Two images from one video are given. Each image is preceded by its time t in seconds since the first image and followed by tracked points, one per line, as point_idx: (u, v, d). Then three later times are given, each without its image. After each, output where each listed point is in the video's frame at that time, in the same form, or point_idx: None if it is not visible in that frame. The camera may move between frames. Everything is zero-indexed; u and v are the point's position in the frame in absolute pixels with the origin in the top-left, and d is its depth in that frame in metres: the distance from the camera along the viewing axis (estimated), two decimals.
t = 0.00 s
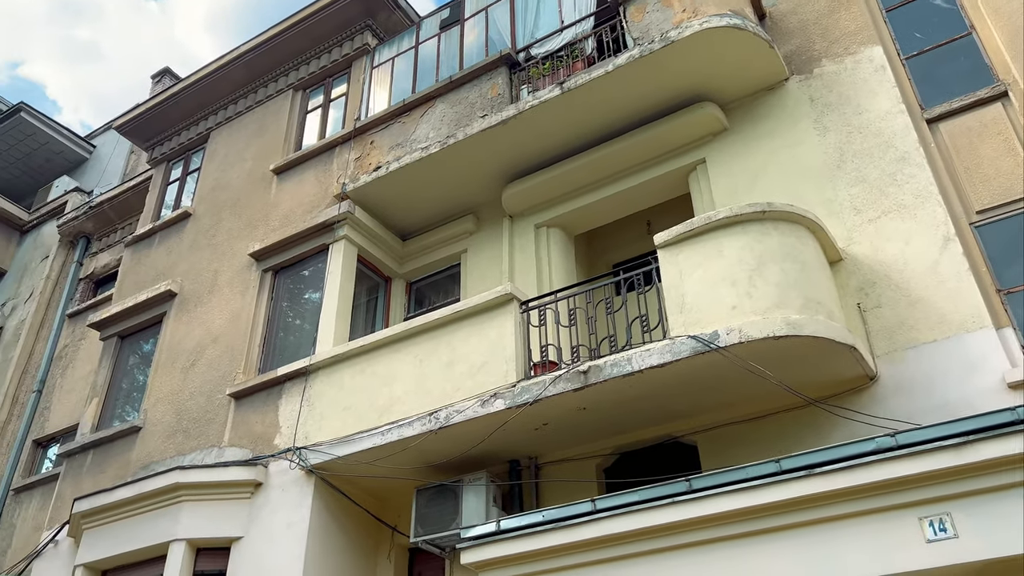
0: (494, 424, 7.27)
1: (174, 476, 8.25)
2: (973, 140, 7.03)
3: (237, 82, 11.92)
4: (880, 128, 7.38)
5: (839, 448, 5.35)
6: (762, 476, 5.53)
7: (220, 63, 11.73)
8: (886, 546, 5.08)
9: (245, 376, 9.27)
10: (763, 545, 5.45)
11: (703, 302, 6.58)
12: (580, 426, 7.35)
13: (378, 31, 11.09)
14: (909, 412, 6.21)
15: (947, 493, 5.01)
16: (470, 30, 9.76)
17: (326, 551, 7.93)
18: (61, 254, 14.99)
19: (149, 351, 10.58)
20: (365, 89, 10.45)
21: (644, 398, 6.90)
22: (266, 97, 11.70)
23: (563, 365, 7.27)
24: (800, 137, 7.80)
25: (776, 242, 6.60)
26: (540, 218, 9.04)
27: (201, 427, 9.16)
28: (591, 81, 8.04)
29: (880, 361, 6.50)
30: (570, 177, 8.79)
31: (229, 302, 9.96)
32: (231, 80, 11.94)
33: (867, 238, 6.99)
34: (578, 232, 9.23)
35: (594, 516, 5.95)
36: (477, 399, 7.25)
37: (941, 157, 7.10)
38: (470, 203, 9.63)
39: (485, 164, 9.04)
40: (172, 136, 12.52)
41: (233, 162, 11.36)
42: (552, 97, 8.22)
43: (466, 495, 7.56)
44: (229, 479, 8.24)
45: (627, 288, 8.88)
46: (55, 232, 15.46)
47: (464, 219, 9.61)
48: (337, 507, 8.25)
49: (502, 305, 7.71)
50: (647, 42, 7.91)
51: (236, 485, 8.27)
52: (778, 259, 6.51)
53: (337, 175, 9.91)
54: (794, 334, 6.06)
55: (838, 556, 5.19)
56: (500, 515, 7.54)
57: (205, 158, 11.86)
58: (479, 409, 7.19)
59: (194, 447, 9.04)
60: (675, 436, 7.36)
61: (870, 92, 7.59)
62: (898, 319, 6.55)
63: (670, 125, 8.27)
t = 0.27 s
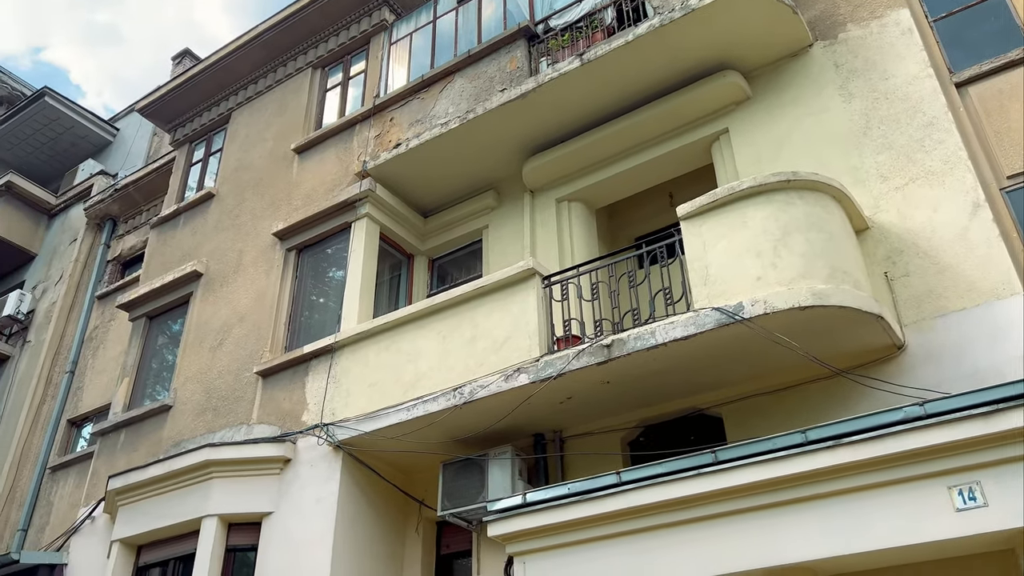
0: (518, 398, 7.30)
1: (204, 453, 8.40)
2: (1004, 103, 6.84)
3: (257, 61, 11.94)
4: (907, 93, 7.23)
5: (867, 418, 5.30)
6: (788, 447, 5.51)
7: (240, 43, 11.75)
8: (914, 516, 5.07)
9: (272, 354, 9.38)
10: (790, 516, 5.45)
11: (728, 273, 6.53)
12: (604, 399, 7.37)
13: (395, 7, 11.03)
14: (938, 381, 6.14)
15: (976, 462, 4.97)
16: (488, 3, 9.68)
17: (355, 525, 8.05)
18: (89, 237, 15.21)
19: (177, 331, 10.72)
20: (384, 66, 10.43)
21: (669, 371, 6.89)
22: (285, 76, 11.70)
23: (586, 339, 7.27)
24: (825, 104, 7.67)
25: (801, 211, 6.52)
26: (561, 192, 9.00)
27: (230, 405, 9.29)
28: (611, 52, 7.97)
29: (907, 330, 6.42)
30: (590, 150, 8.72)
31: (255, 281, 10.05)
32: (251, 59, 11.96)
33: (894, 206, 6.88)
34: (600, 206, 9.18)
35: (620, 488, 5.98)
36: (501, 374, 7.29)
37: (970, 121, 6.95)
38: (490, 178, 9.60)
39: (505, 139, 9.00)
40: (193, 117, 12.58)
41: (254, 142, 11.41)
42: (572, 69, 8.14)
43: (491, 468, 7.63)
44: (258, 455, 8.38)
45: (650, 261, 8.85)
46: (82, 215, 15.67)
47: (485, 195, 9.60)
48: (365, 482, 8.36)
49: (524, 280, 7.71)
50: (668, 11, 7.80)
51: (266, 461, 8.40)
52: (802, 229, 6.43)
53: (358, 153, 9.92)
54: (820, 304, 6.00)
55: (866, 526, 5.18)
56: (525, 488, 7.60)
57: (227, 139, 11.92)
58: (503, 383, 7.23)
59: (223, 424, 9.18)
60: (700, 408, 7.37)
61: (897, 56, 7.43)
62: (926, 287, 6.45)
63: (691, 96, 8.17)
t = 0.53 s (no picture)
0: (536, 373, 7.32)
1: (228, 431, 8.52)
2: None
3: (271, 40, 11.93)
4: (929, 60, 7.10)
5: (887, 390, 5.28)
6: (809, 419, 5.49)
7: (253, 21, 11.74)
8: (935, 486, 5.05)
9: (292, 332, 9.46)
10: (810, 487, 5.46)
11: (747, 246, 6.48)
12: (623, 374, 7.37)
13: None
14: (960, 351, 6.09)
15: (999, 432, 4.94)
16: None
17: (377, 500, 8.14)
18: (109, 218, 15.36)
19: (198, 311, 10.83)
20: (398, 42, 10.39)
21: (688, 345, 6.88)
22: (299, 54, 11.68)
23: (604, 314, 7.26)
24: (845, 73, 7.55)
25: (821, 182, 6.44)
26: (578, 166, 8.94)
27: (251, 382, 9.39)
28: (627, 23, 7.89)
29: (929, 301, 6.35)
30: (606, 124, 8.66)
31: (273, 260, 10.11)
32: (265, 38, 11.95)
33: (916, 175, 6.79)
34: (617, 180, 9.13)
35: (639, 462, 6.00)
36: (519, 349, 7.30)
37: (994, 88, 6.81)
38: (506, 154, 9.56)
39: (520, 113, 8.95)
40: (209, 97, 12.60)
41: (270, 121, 11.42)
42: (587, 42, 8.07)
43: (510, 443, 7.67)
44: (280, 432, 8.47)
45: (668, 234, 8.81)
46: (102, 197, 15.81)
47: (501, 170, 9.56)
48: (386, 457, 8.44)
49: (542, 256, 7.70)
50: None
51: (288, 437, 8.49)
52: (822, 200, 6.36)
53: (373, 130, 9.91)
54: (840, 276, 5.95)
55: (887, 497, 5.18)
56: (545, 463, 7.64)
57: (242, 118, 11.94)
58: (521, 359, 7.25)
59: (245, 402, 9.28)
60: (719, 381, 7.38)
61: (919, 23, 7.29)
62: (948, 257, 6.37)
63: (708, 67, 8.07)
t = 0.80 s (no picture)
0: (554, 347, 7.33)
1: (250, 405, 8.62)
2: None
3: (285, 15, 11.89)
4: (953, 24, 6.95)
5: (909, 360, 5.24)
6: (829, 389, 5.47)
7: None
8: (957, 456, 5.03)
9: (311, 308, 9.51)
10: (831, 458, 5.45)
11: (767, 217, 6.42)
12: (642, 347, 7.37)
13: None
14: (983, 320, 6.03)
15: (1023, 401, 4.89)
16: None
17: (398, 473, 8.23)
18: (127, 196, 15.48)
19: (218, 287, 10.91)
20: (412, 16, 10.34)
21: (707, 317, 6.85)
22: (313, 29, 11.63)
23: (621, 287, 7.23)
24: (867, 39, 7.41)
25: (842, 150, 6.35)
26: (594, 138, 8.87)
27: (272, 358, 9.47)
28: None
29: (951, 270, 6.27)
30: (623, 95, 8.57)
31: (291, 236, 10.15)
32: (279, 13, 11.90)
33: (939, 142, 6.68)
34: (634, 152, 9.06)
35: (658, 434, 6.00)
36: (537, 323, 7.31)
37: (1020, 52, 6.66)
38: (522, 127, 9.50)
39: (536, 85, 8.87)
40: (224, 74, 12.59)
41: (285, 97, 11.40)
42: (603, 11, 7.98)
43: (529, 416, 7.71)
44: (301, 406, 8.56)
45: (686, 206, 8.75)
46: (120, 175, 15.91)
47: (516, 144, 9.50)
48: (406, 431, 8.51)
49: (559, 229, 7.67)
50: None
51: (309, 412, 8.58)
52: (844, 169, 6.27)
53: (388, 105, 9.87)
54: (862, 245, 5.88)
55: (908, 467, 5.16)
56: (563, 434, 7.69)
57: (257, 95, 11.92)
58: (539, 332, 7.25)
59: (266, 377, 9.37)
60: (739, 353, 7.36)
61: None
62: (972, 226, 6.28)
63: (727, 35, 7.95)
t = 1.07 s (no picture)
0: (573, 318, 7.33)
1: (272, 378, 8.71)
2: None
3: None
4: None
5: (932, 327, 5.24)
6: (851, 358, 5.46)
7: None
8: (980, 424, 5.00)
9: (330, 282, 9.55)
10: (852, 427, 5.44)
11: (787, 185, 6.36)
12: (660, 317, 7.35)
13: None
14: (1007, 287, 5.95)
15: None
16: None
17: (418, 443, 8.31)
18: (145, 171, 15.58)
19: (236, 262, 10.97)
20: None
21: (726, 286, 6.82)
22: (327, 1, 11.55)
23: (640, 257, 7.20)
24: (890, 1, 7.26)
25: (864, 116, 6.25)
26: (611, 108, 8.78)
27: (292, 331, 9.54)
28: None
29: (975, 237, 6.19)
30: (640, 64, 8.47)
31: (308, 210, 10.16)
32: None
33: (964, 107, 6.55)
34: (652, 121, 8.97)
35: (678, 403, 6.02)
36: (555, 294, 7.30)
37: None
38: (538, 97, 9.43)
39: (552, 54, 8.78)
40: (238, 48, 12.55)
41: (300, 71, 11.36)
42: None
43: (548, 387, 7.74)
44: (322, 379, 8.63)
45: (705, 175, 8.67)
46: (138, 151, 15.98)
47: (533, 114, 9.45)
48: (426, 403, 8.57)
49: (577, 200, 7.64)
50: None
51: (329, 384, 8.65)
52: (866, 135, 6.18)
53: (403, 76, 9.82)
54: (884, 212, 5.81)
55: (930, 435, 5.13)
56: (582, 404, 7.73)
57: (272, 68, 11.89)
58: (557, 304, 7.25)
59: (286, 350, 9.45)
60: (758, 323, 7.34)
61: None
62: (997, 192, 6.18)
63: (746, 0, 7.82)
